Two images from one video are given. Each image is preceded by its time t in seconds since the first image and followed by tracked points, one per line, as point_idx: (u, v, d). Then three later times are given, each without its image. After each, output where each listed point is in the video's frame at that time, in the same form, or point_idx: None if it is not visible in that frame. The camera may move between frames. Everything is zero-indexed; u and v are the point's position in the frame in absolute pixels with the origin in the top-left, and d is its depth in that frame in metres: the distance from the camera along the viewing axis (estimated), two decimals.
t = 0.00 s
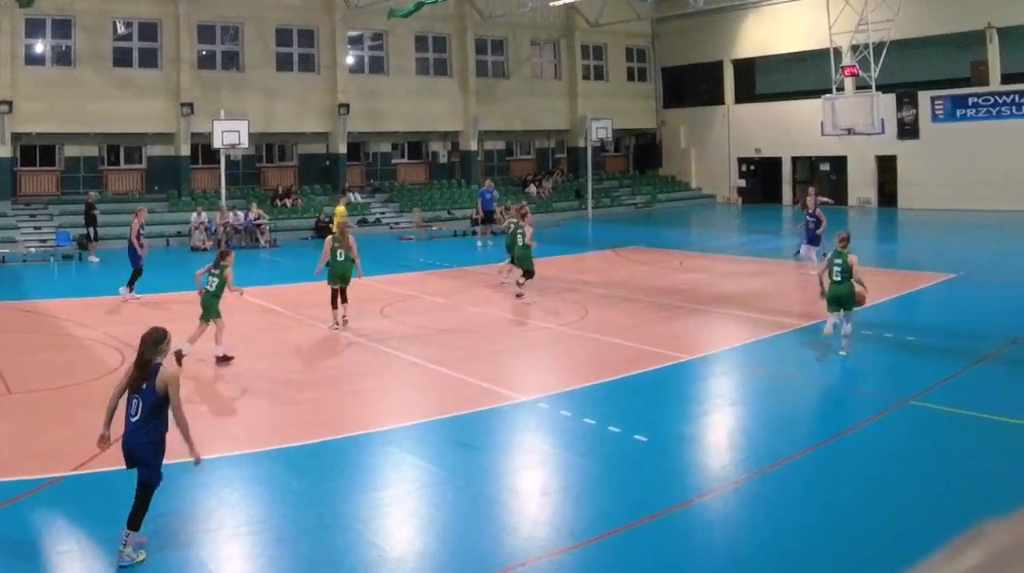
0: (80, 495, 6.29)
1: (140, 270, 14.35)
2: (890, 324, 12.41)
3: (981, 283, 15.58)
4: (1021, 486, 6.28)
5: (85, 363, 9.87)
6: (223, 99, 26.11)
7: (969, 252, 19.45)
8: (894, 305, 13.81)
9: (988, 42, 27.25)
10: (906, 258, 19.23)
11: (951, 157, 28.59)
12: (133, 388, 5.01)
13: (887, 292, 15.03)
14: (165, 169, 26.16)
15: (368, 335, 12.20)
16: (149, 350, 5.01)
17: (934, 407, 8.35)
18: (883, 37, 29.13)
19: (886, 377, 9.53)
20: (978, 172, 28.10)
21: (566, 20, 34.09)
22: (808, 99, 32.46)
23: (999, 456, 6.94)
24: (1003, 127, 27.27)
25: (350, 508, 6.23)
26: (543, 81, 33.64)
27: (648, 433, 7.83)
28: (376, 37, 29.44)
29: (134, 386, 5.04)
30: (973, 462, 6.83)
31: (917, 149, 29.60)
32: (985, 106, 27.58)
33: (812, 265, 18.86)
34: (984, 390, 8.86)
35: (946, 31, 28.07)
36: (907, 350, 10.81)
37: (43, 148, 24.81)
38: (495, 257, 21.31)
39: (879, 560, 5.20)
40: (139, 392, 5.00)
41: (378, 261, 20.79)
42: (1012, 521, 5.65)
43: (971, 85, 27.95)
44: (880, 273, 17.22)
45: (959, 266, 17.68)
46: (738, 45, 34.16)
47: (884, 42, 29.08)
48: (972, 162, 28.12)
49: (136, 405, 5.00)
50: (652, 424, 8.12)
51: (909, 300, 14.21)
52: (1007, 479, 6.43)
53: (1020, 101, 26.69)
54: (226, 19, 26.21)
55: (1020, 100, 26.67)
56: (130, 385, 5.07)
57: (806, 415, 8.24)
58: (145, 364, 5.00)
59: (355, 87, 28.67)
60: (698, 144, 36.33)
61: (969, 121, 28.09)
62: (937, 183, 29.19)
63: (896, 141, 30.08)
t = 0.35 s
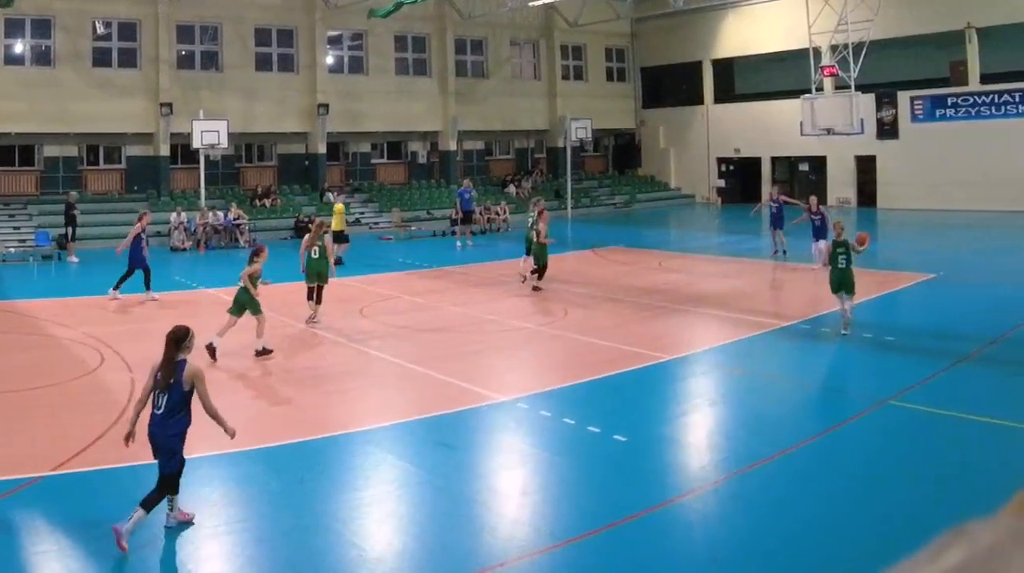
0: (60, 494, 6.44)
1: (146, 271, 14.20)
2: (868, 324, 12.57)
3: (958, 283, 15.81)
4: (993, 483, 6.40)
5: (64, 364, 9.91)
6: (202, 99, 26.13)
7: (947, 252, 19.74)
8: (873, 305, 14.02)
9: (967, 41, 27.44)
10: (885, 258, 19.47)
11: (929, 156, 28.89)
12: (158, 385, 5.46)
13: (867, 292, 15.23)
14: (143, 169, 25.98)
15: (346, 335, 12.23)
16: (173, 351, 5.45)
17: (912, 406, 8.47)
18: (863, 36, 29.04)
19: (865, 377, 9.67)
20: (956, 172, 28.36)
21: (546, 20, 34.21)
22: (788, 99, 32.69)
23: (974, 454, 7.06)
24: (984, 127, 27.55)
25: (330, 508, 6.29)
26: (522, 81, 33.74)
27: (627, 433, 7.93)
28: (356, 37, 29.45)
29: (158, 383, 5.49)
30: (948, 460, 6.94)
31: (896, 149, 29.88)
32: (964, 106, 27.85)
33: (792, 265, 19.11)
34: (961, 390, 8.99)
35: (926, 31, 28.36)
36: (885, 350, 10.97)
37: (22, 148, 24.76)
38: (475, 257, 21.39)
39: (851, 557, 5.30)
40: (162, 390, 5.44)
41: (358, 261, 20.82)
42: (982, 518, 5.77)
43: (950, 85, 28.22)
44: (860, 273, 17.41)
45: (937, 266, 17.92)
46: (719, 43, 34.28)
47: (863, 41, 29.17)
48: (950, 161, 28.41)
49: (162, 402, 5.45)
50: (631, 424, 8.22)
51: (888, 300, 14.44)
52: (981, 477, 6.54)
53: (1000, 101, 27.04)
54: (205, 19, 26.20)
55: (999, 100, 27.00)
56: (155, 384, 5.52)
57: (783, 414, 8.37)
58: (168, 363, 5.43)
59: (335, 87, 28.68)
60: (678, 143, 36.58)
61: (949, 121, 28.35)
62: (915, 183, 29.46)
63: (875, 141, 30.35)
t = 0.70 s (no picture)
0: (40, 495, 6.56)
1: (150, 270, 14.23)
2: (846, 324, 12.75)
3: (937, 283, 16.03)
4: (967, 481, 6.49)
5: (44, 365, 9.98)
6: (182, 99, 26.10)
7: (925, 252, 20.01)
8: (854, 305, 14.21)
9: (946, 42, 27.67)
10: (865, 258, 19.76)
11: (909, 157, 29.10)
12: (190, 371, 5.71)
13: (846, 292, 15.41)
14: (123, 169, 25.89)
15: (326, 335, 12.27)
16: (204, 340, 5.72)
17: (889, 405, 8.59)
18: (841, 36, 29.11)
19: (845, 377, 9.79)
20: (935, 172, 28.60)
21: (525, 20, 34.29)
22: (767, 99, 32.95)
23: (950, 452, 7.16)
24: (963, 127, 27.74)
25: (309, 508, 6.34)
26: (501, 81, 33.82)
27: (606, 433, 8.03)
28: (335, 37, 29.43)
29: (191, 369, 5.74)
30: (924, 458, 7.04)
31: (875, 149, 30.18)
32: (943, 106, 28.06)
33: (773, 265, 19.31)
34: (938, 390, 9.11)
35: (905, 31, 28.60)
36: (862, 350, 11.13)
37: None
38: (455, 257, 21.47)
39: (828, 555, 5.37)
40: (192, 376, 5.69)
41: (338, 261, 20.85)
42: (956, 517, 5.86)
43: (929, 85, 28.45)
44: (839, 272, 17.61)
45: (915, 266, 18.16)
46: (698, 43, 34.41)
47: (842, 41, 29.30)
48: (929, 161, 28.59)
49: (191, 385, 5.69)
50: (610, 423, 8.33)
51: (869, 300, 14.64)
52: (956, 475, 6.64)
53: (979, 101, 27.25)
54: (184, 19, 26.13)
55: (978, 100, 27.20)
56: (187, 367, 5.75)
57: (759, 413, 8.50)
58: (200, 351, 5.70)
59: (314, 87, 28.66)
60: (657, 143, 36.85)
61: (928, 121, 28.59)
62: (894, 183, 29.74)
63: (854, 141, 30.59)
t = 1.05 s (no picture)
0: (19, 496, 6.58)
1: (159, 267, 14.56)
2: (825, 324, 12.90)
3: (916, 283, 16.24)
4: (941, 480, 6.62)
5: (24, 365, 10.01)
6: (162, 99, 26.10)
7: (904, 252, 20.24)
8: (835, 305, 14.37)
9: (928, 42, 27.74)
10: (845, 258, 20.01)
11: (889, 157, 29.33)
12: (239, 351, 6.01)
13: (826, 292, 15.58)
14: (104, 169, 25.86)
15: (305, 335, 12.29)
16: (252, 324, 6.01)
17: (867, 405, 8.73)
18: (821, 37, 29.34)
19: (824, 377, 9.94)
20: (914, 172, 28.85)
21: (506, 20, 34.35)
22: (747, 99, 33.17)
23: (925, 451, 7.29)
24: (944, 127, 27.88)
25: (289, 508, 6.40)
26: (482, 81, 33.88)
27: (585, 433, 8.14)
28: (315, 37, 29.41)
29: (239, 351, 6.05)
30: (899, 457, 7.17)
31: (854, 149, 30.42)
32: (924, 106, 28.18)
33: (753, 265, 19.49)
34: (916, 390, 9.26)
35: (885, 31, 28.81)
36: (841, 350, 11.28)
37: None
38: (437, 257, 21.52)
39: (803, 554, 5.48)
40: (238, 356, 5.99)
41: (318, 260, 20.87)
42: (929, 516, 5.98)
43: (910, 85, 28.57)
44: (819, 273, 17.79)
45: (894, 266, 18.39)
46: (679, 43, 34.55)
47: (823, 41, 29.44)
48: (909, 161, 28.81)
49: (234, 370, 6.02)
50: (589, 423, 8.44)
51: (848, 300, 14.84)
52: (930, 474, 6.77)
53: (959, 101, 27.39)
54: (164, 19, 26.11)
55: (959, 100, 27.33)
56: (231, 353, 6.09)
57: (737, 413, 8.63)
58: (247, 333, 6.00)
59: (294, 87, 28.62)
60: (638, 144, 37.07)
61: (908, 121, 28.75)
62: (875, 183, 29.97)
63: (835, 141, 30.83)
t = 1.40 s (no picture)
0: None
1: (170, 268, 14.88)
2: (803, 324, 13.09)
3: (891, 283, 16.52)
4: (913, 479, 6.76)
5: (3, 366, 10.01)
6: (142, 99, 26.03)
7: (882, 252, 20.53)
8: (813, 305, 14.59)
9: (906, 41, 28.11)
10: (823, 258, 20.27)
11: (867, 157, 29.70)
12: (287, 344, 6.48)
13: (805, 292, 15.79)
14: (83, 169, 25.79)
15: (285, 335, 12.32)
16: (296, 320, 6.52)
17: (843, 405, 8.88)
18: (800, 37, 29.65)
19: (803, 377, 10.11)
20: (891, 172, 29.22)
21: (485, 20, 34.45)
22: (726, 99, 33.43)
23: (898, 451, 7.44)
24: (923, 127, 28.20)
25: (269, 508, 6.45)
26: (461, 81, 33.95)
27: (565, 433, 8.24)
28: (295, 37, 29.39)
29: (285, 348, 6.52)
30: (872, 457, 7.31)
31: (833, 149, 30.81)
32: (903, 106, 28.57)
33: (732, 265, 19.71)
34: (892, 390, 9.44)
35: (864, 31, 29.13)
36: (819, 350, 11.47)
37: None
38: (416, 257, 21.58)
39: (776, 552, 5.58)
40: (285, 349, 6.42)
41: (298, 260, 20.87)
42: (900, 514, 6.11)
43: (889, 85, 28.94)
44: (799, 272, 18.02)
45: (873, 266, 18.67)
46: (659, 43, 34.77)
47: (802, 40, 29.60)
48: (888, 161, 29.18)
49: (279, 363, 6.43)
50: (569, 423, 8.54)
51: (827, 300, 15.05)
52: (904, 473, 6.91)
53: (937, 101, 27.73)
54: (144, 19, 26.06)
55: (938, 100, 27.66)
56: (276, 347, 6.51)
57: (714, 413, 8.77)
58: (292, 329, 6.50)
59: (273, 87, 28.58)
60: (617, 144, 37.30)
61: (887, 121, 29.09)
62: (853, 183, 30.35)
63: (814, 141, 31.19)
